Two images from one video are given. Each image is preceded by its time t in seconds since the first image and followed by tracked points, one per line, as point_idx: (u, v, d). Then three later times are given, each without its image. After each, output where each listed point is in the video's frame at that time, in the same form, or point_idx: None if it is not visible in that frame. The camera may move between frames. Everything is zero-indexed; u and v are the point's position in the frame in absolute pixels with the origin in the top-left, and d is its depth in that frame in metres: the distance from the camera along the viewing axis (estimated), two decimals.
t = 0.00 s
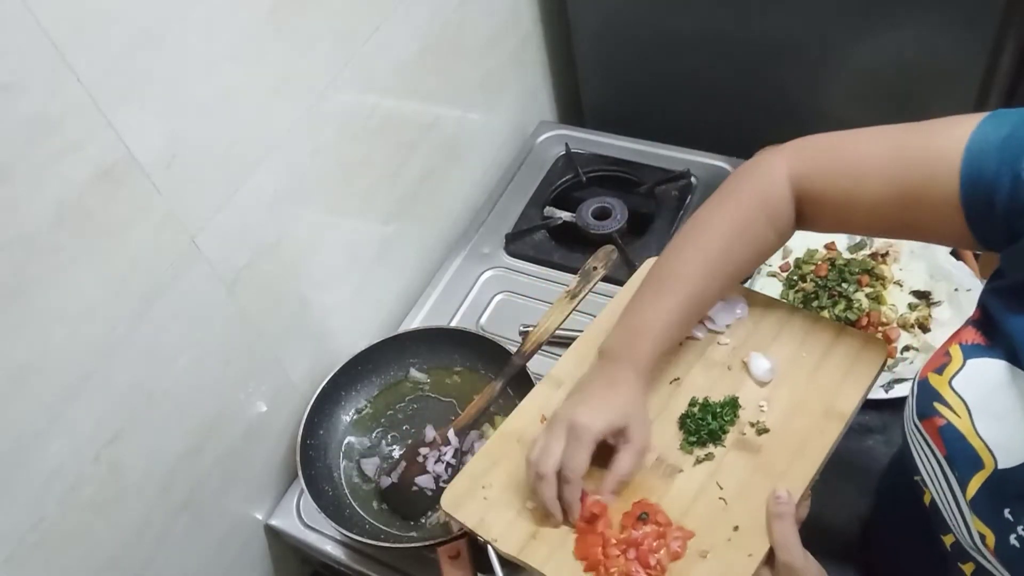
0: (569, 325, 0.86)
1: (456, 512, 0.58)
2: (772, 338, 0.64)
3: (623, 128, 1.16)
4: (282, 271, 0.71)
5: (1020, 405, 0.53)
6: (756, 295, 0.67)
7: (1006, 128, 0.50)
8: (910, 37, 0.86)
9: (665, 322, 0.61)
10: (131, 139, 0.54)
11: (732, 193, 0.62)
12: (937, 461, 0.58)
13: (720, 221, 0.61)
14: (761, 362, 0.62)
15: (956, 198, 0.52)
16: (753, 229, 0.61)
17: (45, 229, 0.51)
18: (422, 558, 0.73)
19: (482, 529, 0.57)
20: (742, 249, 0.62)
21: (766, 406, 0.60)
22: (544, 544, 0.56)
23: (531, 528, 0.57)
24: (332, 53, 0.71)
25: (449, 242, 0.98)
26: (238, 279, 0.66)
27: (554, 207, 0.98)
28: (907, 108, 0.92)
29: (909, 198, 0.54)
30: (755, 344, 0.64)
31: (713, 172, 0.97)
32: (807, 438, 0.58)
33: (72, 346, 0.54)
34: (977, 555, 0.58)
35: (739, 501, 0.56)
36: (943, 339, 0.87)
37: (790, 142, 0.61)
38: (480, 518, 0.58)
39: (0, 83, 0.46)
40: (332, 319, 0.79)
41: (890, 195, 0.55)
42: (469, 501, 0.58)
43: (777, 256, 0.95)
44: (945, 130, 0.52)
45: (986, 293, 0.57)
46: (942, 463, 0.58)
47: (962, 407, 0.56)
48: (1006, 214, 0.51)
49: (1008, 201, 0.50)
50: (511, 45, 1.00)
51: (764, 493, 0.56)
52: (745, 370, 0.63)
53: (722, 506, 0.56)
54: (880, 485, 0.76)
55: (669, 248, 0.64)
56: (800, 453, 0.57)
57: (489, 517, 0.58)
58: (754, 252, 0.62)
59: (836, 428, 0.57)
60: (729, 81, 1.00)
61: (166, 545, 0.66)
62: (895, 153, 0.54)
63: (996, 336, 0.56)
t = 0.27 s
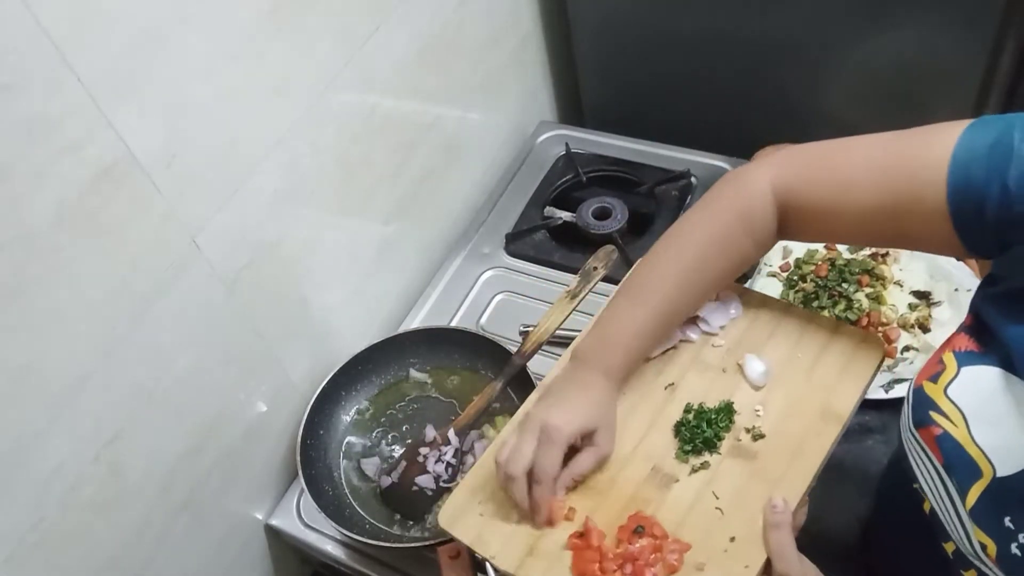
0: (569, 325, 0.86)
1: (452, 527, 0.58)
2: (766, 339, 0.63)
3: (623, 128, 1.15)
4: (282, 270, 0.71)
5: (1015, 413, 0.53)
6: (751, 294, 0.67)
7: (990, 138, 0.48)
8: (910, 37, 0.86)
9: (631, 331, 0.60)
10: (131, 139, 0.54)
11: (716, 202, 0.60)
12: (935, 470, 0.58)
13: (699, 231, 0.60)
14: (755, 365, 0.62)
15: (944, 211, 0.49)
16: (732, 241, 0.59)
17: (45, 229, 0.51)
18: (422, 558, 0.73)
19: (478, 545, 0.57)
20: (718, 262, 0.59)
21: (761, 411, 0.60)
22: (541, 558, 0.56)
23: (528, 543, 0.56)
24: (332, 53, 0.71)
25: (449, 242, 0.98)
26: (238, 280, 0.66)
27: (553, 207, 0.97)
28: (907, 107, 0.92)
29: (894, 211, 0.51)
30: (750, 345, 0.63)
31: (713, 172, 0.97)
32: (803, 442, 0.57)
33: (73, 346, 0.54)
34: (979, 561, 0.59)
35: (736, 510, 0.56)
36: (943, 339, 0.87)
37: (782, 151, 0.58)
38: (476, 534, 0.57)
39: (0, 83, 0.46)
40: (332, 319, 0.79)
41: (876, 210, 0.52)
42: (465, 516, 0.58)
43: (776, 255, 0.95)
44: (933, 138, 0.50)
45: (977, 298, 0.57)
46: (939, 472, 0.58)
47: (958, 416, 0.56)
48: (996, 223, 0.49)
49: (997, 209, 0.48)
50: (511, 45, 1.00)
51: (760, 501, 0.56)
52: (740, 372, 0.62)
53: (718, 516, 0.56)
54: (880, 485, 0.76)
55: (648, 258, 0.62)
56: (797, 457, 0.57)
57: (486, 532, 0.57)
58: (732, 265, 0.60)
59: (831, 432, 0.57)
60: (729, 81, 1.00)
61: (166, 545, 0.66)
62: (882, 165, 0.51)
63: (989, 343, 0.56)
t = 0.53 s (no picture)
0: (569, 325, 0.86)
1: (451, 531, 0.58)
2: (765, 352, 0.63)
3: (623, 128, 1.15)
4: (282, 270, 0.71)
5: (1009, 415, 0.53)
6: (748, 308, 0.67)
7: (982, 138, 0.47)
8: (909, 37, 0.86)
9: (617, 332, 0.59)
10: (131, 139, 0.54)
11: (701, 201, 0.58)
12: (932, 474, 0.58)
13: (685, 231, 0.57)
14: (755, 377, 0.62)
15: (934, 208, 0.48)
16: (719, 240, 0.57)
17: (45, 229, 0.51)
18: (422, 558, 0.73)
19: (479, 548, 0.57)
20: (705, 262, 0.57)
21: (762, 421, 0.60)
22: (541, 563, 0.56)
23: (529, 546, 0.56)
24: (332, 53, 0.71)
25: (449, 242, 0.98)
26: (238, 279, 0.66)
27: (553, 207, 0.97)
28: (907, 107, 0.92)
29: (888, 209, 0.49)
30: (749, 358, 0.63)
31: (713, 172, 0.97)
32: (804, 450, 0.58)
33: (73, 346, 0.54)
34: (975, 564, 0.59)
35: (738, 516, 0.56)
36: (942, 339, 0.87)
37: (768, 148, 0.56)
38: (476, 536, 0.57)
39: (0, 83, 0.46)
40: (332, 319, 0.79)
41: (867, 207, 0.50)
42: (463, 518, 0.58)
43: (776, 255, 0.95)
44: (922, 136, 0.48)
45: (970, 301, 0.57)
46: (936, 476, 0.58)
47: (953, 419, 0.56)
48: (987, 221, 0.48)
49: (988, 209, 0.47)
50: (511, 45, 1.00)
51: (764, 507, 0.56)
52: (740, 384, 0.62)
53: (721, 522, 0.56)
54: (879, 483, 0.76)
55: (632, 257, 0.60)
56: (799, 465, 0.57)
57: (485, 535, 0.57)
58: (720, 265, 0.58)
59: (833, 441, 0.57)
60: (729, 81, 1.00)
61: (166, 545, 0.66)
62: (874, 161, 0.49)
63: (983, 346, 0.56)
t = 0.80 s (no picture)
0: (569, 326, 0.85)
1: (448, 544, 0.57)
2: (753, 350, 0.62)
3: (623, 128, 1.15)
4: (282, 270, 0.71)
5: (1005, 420, 0.53)
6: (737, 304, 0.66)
7: (977, 149, 0.46)
8: (909, 37, 0.86)
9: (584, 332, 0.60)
10: (131, 139, 0.54)
11: (688, 211, 0.57)
12: (928, 480, 0.58)
13: (664, 238, 0.57)
14: (744, 376, 0.61)
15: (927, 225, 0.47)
16: (696, 252, 0.56)
17: (45, 229, 0.51)
18: (422, 558, 0.72)
19: (475, 562, 0.55)
20: (679, 272, 0.57)
21: (753, 422, 0.59)
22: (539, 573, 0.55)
23: (525, 558, 0.55)
24: (332, 53, 0.71)
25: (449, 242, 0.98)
26: (238, 279, 0.66)
27: (553, 207, 0.98)
28: (906, 107, 0.92)
29: (871, 227, 0.48)
30: (738, 357, 0.63)
31: (713, 172, 0.97)
32: (796, 453, 0.57)
33: (73, 346, 0.54)
34: (971, 570, 0.59)
35: (732, 521, 0.55)
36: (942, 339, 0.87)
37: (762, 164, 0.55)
38: (472, 549, 0.56)
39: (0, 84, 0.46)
40: (331, 319, 0.79)
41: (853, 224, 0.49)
42: (459, 533, 0.57)
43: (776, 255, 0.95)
44: (918, 147, 0.47)
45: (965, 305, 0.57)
46: (933, 482, 0.58)
47: (949, 424, 0.56)
48: (984, 231, 0.47)
49: (985, 220, 0.46)
50: (511, 46, 1.00)
51: (756, 512, 0.55)
52: (730, 384, 0.61)
53: (715, 528, 0.55)
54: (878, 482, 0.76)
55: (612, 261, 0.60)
56: (791, 469, 0.56)
57: (481, 548, 0.56)
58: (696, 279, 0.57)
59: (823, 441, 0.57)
60: (728, 81, 1.00)
61: (166, 545, 0.66)
62: (862, 179, 0.48)
63: (978, 350, 0.56)
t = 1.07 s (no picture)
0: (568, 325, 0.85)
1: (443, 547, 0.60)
2: (745, 358, 0.67)
3: (623, 128, 1.15)
4: (282, 270, 0.71)
5: (1005, 417, 0.53)
6: (726, 313, 0.71)
7: (990, 133, 0.43)
8: (907, 37, 0.86)
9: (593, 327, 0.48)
10: (131, 139, 0.54)
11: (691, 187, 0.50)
12: (928, 478, 0.59)
13: (672, 218, 0.49)
14: (736, 381, 0.65)
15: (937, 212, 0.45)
16: (714, 233, 0.49)
17: (45, 229, 0.51)
18: (422, 558, 0.72)
19: (471, 562, 0.59)
20: (695, 255, 0.49)
21: (745, 425, 0.63)
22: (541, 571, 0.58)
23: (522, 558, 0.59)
24: (332, 53, 0.71)
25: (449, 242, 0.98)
26: (239, 279, 0.66)
27: (553, 207, 0.98)
28: (905, 107, 0.92)
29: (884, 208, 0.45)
30: (730, 363, 0.67)
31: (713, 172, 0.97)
32: (787, 455, 0.61)
33: (73, 346, 0.54)
34: (972, 568, 0.59)
35: (726, 520, 0.58)
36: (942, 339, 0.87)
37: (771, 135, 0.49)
38: (467, 551, 0.60)
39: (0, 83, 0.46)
40: (331, 320, 0.79)
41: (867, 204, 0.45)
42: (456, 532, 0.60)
43: (777, 255, 0.96)
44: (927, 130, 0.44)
45: (966, 301, 0.56)
46: (932, 480, 0.58)
47: (949, 422, 0.56)
48: (992, 222, 0.45)
49: (994, 209, 0.44)
50: (511, 46, 1.00)
51: (752, 512, 0.58)
52: (722, 389, 0.66)
53: (710, 526, 0.58)
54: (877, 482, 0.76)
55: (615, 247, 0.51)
56: (781, 470, 0.60)
57: (477, 549, 0.60)
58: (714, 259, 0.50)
59: (813, 444, 0.60)
60: (728, 81, 1.00)
61: (166, 545, 0.66)
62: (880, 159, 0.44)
63: (978, 346, 0.55)
